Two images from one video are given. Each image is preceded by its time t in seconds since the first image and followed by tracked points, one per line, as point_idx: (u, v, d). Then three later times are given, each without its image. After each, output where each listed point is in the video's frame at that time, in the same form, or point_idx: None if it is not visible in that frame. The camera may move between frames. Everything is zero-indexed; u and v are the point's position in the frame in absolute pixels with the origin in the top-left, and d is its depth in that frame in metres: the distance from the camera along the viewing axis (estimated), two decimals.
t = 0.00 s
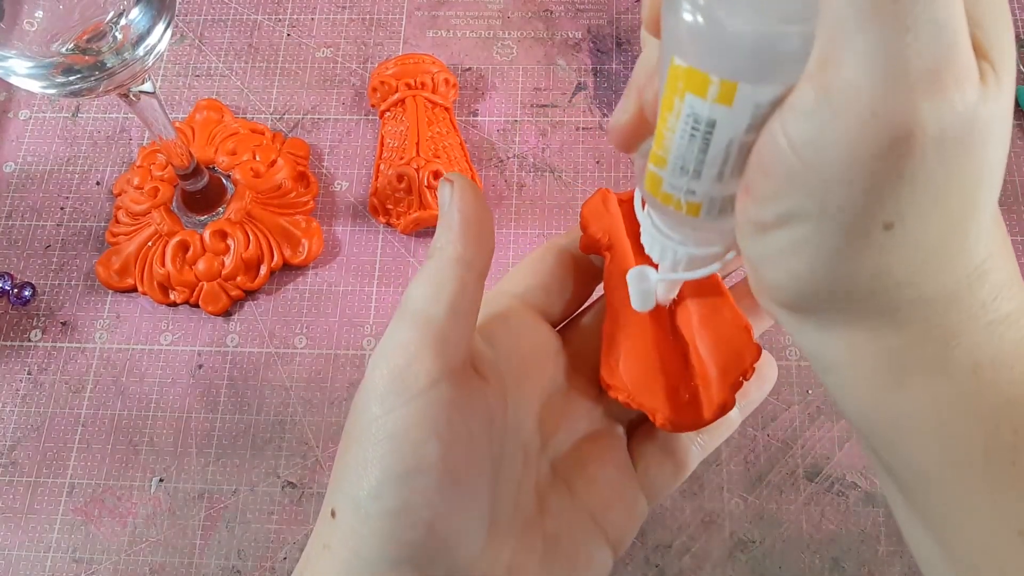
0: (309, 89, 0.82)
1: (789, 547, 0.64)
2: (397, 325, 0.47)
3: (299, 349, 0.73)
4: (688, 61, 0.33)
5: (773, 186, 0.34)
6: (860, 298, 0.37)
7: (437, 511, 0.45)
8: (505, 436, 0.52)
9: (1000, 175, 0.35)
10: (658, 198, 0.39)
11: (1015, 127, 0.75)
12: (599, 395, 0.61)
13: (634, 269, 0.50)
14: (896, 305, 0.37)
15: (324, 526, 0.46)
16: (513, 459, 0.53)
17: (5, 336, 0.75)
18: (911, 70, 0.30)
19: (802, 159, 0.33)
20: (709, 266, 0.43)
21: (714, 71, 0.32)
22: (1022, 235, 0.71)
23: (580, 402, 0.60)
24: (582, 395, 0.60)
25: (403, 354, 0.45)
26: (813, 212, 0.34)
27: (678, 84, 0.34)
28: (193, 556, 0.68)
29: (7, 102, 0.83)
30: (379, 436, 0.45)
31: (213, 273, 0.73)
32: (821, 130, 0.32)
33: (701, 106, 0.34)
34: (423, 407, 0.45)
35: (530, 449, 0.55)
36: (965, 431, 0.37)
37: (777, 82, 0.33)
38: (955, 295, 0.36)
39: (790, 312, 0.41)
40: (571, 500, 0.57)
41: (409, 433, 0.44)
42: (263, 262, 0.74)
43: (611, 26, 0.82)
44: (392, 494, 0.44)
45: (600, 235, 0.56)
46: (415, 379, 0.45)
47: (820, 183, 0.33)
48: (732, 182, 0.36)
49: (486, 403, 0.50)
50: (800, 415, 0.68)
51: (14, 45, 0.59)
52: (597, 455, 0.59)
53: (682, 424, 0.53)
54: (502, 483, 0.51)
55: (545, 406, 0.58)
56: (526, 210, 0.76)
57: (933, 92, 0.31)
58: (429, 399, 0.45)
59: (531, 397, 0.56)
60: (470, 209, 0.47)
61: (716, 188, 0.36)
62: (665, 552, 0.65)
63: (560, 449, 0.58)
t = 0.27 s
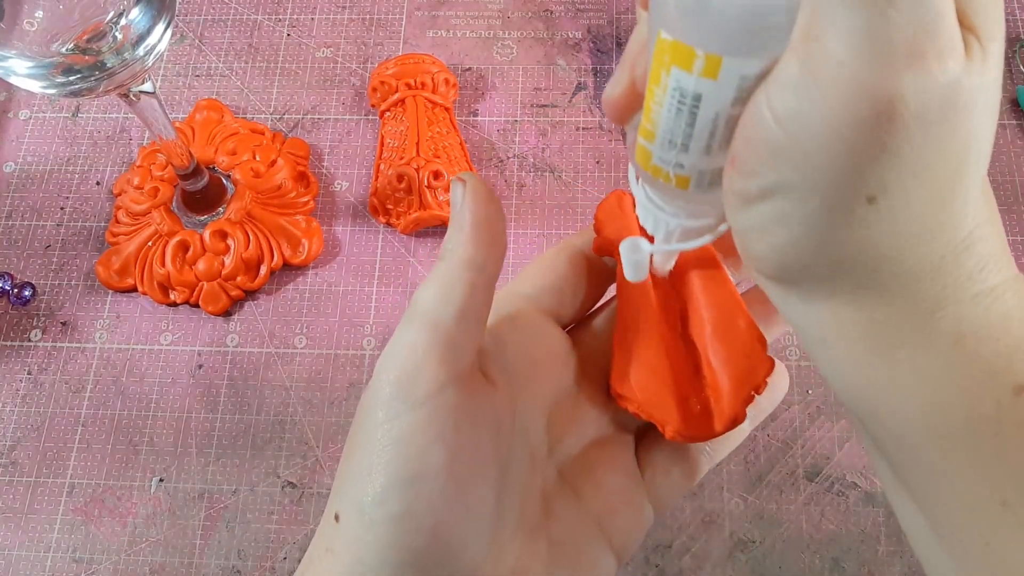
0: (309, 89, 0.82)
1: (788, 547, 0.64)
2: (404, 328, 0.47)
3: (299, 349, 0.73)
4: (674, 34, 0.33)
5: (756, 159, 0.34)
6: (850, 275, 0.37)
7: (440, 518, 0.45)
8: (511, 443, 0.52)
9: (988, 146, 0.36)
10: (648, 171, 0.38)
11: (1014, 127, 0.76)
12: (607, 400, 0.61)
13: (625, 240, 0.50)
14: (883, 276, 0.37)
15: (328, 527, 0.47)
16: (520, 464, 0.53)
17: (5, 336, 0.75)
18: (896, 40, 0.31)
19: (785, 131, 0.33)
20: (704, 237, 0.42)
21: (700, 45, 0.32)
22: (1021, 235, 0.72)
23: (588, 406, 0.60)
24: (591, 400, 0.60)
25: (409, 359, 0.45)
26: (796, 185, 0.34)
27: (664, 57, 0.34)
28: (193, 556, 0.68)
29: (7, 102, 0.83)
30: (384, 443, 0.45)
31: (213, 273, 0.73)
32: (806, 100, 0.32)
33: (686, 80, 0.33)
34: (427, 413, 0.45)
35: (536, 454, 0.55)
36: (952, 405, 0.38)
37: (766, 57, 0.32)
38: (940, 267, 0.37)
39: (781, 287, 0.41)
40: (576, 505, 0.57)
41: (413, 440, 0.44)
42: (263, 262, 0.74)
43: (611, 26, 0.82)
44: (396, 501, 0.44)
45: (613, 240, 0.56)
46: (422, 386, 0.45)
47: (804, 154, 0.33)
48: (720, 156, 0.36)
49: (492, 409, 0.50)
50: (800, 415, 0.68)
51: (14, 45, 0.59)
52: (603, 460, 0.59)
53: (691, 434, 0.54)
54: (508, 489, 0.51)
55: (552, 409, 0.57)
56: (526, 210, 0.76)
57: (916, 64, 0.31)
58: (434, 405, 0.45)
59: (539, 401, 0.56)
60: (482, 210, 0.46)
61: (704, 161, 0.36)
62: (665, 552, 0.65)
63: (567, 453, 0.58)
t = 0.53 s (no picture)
0: (309, 89, 0.82)
1: (788, 548, 0.64)
2: (409, 329, 0.48)
3: (299, 349, 0.73)
4: (660, 4, 0.34)
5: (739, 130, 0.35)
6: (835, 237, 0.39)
7: (441, 523, 0.44)
8: (513, 445, 0.52)
9: (972, 127, 0.37)
10: (638, 138, 0.39)
11: (1015, 127, 0.75)
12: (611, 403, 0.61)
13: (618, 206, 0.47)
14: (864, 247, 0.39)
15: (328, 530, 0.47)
16: (523, 466, 0.53)
17: (5, 336, 0.75)
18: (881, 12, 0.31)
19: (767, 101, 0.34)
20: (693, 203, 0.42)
21: (685, 16, 0.33)
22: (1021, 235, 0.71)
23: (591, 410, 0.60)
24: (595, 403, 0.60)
25: (412, 361, 0.46)
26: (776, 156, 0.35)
27: (650, 27, 0.35)
28: (193, 556, 0.68)
29: (7, 102, 0.83)
30: (385, 444, 0.45)
31: (213, 273, 0.73)
32: (790, 78, 0.33)
33: (672, 50, 0.34)
34: (429, 417, 0.45)
35: (540, 457, 0.55)
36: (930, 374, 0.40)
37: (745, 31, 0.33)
38: (921, 240, 0.38)
39: (781, 269, 0.42)
40: (580, 509, 0.57)
41: (415, 443, 0.45)
42: (263, 262, 0.74)
43: (611, 26, 0.82)
44: (395, 502, 0.44)
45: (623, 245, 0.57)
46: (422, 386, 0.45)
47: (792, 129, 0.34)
48: (705, 124, 0.37)
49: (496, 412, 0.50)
50: (800, 415, 0.68)
51: (14, 45, 0.59)
52: (607, 463, 0.59)
53: (697, 441, 0.53)
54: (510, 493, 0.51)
55: (556, 412, 0.58)
56: (526, 210, 0.76)
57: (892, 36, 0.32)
58: (437, 408, 0.45)
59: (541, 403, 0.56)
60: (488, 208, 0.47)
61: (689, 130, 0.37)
62: (665, 552, 0.65)
63: (571, 456, 0.58)
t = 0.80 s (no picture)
0: (309, 89, 0.82)
1: (788, 547, 0.64)
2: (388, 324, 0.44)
3: (299, 349, 0.73)
4: None
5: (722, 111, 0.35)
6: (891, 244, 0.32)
7: (429, 518, 0.44)
8: (506, 439, 0.52)
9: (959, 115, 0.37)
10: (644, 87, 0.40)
11: (1015, 127, 0.75)
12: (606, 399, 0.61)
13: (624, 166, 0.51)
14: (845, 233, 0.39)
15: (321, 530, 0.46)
16: (521, 463, 0.53)
17: (5, 336, 0.75)
18: None
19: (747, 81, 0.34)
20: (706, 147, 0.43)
21: None
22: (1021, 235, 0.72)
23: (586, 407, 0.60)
24: (592, 399, 0.60)
25: (394, 352, 0.43)
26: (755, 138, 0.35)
27: None
28: (193, 556, 0.68)
29: (7, 102, 0.83)
30: (369, 443, 0.43)
31: (213, 273, 0.73)
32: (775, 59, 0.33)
33: None
34: (412, 411, 0.43)
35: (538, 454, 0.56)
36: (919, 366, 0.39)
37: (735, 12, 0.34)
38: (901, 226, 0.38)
39: (771, 263, 0.43)
40: (573, 505, 0.58)
41: (398, 439, 0.43)
42: (263, 262, 0.74)
43: (611, 27, 0.82)
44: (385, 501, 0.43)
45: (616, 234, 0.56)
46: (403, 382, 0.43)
47: (821, 107, 0.28)
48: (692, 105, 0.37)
49: (481, 407, 0.49)
50: (800, 415, 0.68)
51: (14, 46, 0.59)
52: (599, 460, 0.60)
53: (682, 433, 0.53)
54: (502, 488, 0.51)
55: (554, 409, 0.58)
56: (526, 210, 0.76)
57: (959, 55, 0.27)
58: (419, 402, 0.44)
59: (537, 397, 0.56)
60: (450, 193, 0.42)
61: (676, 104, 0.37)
62: (665, 552, 0.65)
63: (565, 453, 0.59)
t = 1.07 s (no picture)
0: (309, 89, 0.82)
1: (789, 548, 0.64)
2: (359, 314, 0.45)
3: (299, 349, 0.73)
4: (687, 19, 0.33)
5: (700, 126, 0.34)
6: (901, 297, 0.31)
7: (422, 515, 0.45)
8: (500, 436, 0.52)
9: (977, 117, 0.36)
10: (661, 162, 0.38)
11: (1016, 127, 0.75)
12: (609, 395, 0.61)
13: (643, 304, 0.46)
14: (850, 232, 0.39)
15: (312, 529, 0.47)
16: (516, 461, 0.53)
17: (5, 336, 0.75)
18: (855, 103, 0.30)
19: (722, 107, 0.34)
20: (712, 285, 0.40)
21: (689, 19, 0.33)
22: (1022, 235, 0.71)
23: (587, 403, 0.60)
24: (594, 396, 0.61)
25: (366, 348, 0.44)
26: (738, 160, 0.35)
27: (717, 98, 0.31)
28: (193, 556, 0.68)
29: (7, 102, 0.83)
30: (355, 442, 0.44)
31: (213, 273, 0.73)
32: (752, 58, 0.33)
33: (743, 125, 0.31)
34: (392, 407, 0.44)
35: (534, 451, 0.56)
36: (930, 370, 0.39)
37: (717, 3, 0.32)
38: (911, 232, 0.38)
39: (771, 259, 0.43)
40: (576, 502, 0.57)
41: (383, 435, 0.44)
42: (263, 262, 0.74)
43: (611, 27, 0.82)
44: (371, 501, 0.44)
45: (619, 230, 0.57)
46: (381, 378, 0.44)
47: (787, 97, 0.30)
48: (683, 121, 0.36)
49: (464, 399, 0.49)
50: (800, 415, 0.68)
51: (14, 46, 0.59)
52: (604, 457, 0.58)
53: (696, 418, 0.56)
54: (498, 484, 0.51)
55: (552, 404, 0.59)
56: (526, 210, 0.76)
57: (960, 132, 0.27)
58: (398, 397, 0.44)
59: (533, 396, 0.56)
60: (394, 198, 0.45)
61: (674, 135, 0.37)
62: (665, 553, 0.64)
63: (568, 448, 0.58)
